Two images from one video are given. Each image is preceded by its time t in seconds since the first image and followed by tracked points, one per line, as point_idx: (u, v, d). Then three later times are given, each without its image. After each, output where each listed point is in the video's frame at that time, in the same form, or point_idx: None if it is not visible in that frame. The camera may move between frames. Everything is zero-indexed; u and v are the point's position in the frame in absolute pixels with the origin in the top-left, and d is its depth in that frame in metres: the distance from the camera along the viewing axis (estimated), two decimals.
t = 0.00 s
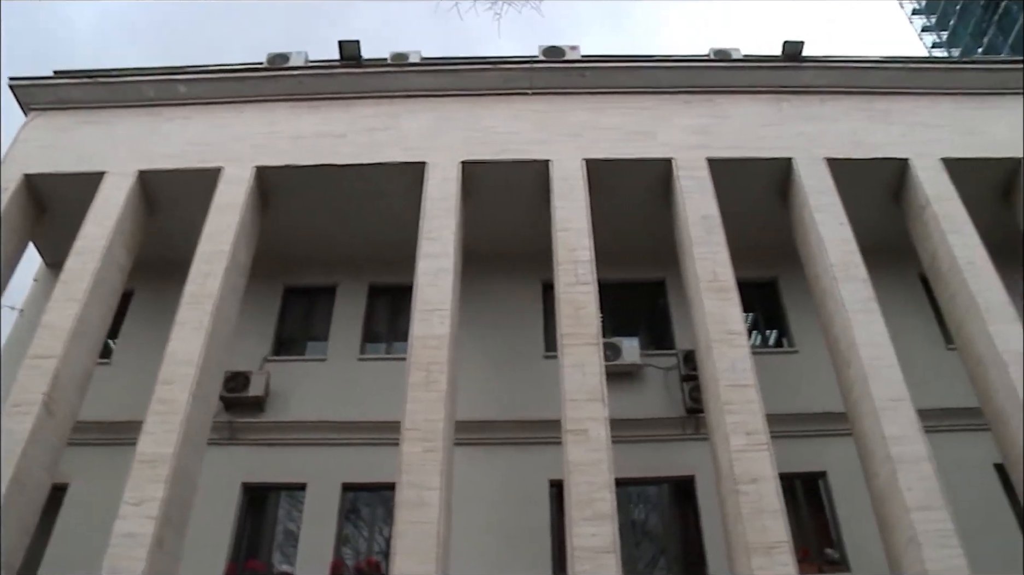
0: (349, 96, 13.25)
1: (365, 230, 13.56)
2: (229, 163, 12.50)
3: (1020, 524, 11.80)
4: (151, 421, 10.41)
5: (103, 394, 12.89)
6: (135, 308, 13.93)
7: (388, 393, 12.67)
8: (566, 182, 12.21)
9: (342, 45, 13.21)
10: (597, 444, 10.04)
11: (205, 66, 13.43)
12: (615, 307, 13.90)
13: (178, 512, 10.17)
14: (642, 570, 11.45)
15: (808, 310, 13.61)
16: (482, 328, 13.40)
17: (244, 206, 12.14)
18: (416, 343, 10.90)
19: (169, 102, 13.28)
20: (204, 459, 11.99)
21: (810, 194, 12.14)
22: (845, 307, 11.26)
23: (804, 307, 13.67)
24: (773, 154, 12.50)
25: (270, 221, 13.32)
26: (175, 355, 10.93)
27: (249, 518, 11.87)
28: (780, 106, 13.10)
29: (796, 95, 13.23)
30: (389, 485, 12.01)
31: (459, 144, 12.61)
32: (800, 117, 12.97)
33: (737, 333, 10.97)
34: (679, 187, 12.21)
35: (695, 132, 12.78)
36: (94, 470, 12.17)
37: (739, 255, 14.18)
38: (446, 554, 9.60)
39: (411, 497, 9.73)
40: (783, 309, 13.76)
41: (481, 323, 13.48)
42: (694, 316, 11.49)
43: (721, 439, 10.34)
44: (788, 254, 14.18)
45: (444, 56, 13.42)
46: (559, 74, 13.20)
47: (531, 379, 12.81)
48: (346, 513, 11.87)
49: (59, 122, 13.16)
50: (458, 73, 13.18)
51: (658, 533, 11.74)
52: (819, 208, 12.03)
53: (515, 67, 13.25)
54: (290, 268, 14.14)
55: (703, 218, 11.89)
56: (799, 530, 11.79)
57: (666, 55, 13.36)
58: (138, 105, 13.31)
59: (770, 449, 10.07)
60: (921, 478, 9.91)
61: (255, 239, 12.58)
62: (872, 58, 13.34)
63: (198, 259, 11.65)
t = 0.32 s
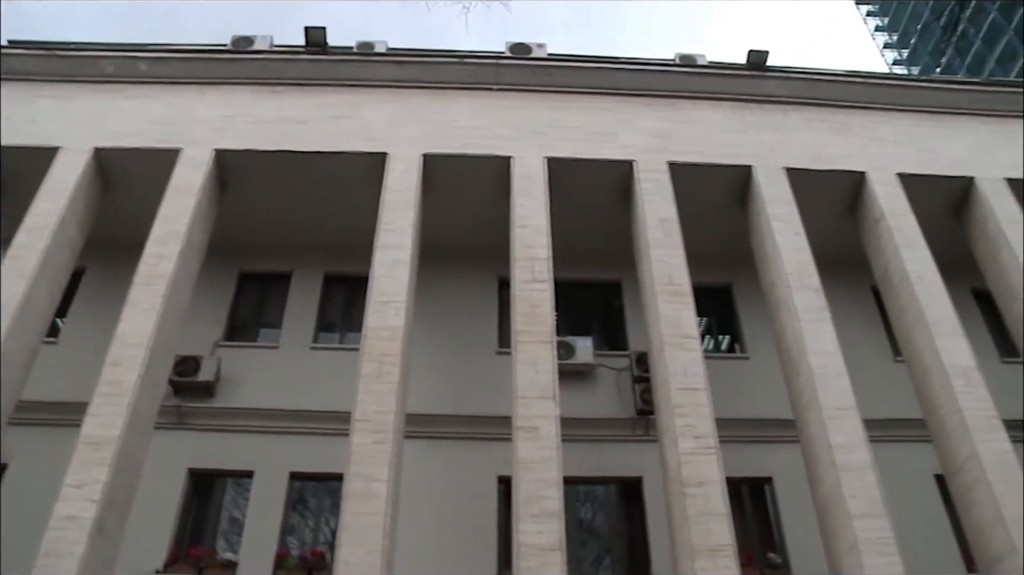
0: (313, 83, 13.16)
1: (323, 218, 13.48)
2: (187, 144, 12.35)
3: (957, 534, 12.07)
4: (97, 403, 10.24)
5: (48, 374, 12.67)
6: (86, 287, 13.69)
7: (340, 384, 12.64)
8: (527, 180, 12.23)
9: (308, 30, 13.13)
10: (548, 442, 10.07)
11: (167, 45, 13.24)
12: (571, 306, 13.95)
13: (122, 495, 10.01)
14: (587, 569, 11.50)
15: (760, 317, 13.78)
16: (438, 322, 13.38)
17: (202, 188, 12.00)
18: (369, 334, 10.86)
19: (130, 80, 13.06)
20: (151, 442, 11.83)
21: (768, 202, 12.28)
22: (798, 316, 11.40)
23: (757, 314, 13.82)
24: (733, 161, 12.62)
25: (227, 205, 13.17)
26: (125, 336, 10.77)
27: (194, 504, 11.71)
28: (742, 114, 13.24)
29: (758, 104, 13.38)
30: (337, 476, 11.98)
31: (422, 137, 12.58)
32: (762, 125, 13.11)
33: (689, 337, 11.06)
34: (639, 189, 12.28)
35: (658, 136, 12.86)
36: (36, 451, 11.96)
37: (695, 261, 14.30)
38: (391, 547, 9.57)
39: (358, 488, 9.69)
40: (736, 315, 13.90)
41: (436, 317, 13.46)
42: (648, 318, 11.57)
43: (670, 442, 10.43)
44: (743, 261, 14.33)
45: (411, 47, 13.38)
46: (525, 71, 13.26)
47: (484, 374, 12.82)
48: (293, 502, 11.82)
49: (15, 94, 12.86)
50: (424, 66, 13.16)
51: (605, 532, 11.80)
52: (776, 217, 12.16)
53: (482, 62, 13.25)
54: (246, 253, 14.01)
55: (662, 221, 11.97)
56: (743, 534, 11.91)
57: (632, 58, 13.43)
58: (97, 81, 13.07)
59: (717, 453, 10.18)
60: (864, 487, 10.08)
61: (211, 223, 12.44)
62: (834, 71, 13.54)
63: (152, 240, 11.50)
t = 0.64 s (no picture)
0: (276, 66, 13.03)
1: (281, 203, 13.39)
2: (144, 122, 12.14)
3: (896, 541, 12.31)
4: (40, 381, 9.98)
5: None
6: (34, 264, 13.40)
7: (291, 371, 12.58)
8: (487, 174, 12.23)
9: (273, 14, 12.97)
10: (497, 437, 10.09)
11: (128, 20, 13.00)
12: (527, 303, 13.98)
13: (62, 479, 9.73)
14: (531, 566, 11.53)
15: (713, 322, 13.93)
16: (392, 313, 13.33)
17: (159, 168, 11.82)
18: (321, 322, 10.79)
19: (87, 54, 12.80)
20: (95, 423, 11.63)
21: (725, 208, 12.39)
22: (750, 321, 11.53)
23: (710, 318, 13.97)
24: (693, 165, 12.73)
25: (184, 186, 12.98)
26: (72, 314, 10.53)
27: (137, 487, 11.55)
28: (705, 119, 13.35)
29: (720, 110, 13.50)
30: (285, 464, 11.94)
31: (384, 127, 12.52)
32: (723, 131, 13.24)
33: (642, 338, 11.14)
34: (599, 189, 12.33)
35: (620, 137, 12.93)
36: None
37: (651, 263, 14.41)
38: (336, 538, 9.52)
39: (305, 476, 9.62)
40: (690, 319, 14.04)
41: (391, 307, 13.42)
42: (602, 318, 11.64)
43: (618, 442, 10.49)
44: (698, 265, 14.48)
45: (377, 36, 13.30)
46: (490, 66, 13.25)
47: (437, 367, 12.82)
48: (239, 489, 11.73)
49: None
50: (389, 55, 13.09)
51: (551, 529, 11.85)
52: (732, 223, 12.28)
53: (447, 54, 13.21)
54: (201, 236, 13.84)
55: (620, 222, 12.03)
56: (688, 536, 12.01)
57: (598, 58, 13.47)
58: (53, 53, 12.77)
59: (666, 455, 10.26)
60: (809, 492, 10.22)
61: (167, 203, 12.26)
62: (796, 81, 13.70)
63: (105, 218, 11.29)
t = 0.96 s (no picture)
0: (237, 46, 12.89)
1: (236, 185, 13.27)
2: (100, 95, 11.89)
3: (833, 545, 12.54)
4: None
5: None
6: None
7: (239, 355, 12.49)
8: (447, 165, 12.20)
9: None
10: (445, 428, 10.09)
11: None
12: (480, 295, 13.97)
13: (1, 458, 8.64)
14: (474, 558, 11.53)
15: (664, 323, 14.06)
16: (344, 300, 13.26)
17: (114, 143, 11.59)
18: (272, 307, 10.69)
19: (43, 22, 12.51)
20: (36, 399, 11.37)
21: (682, 210, 12.51)
22: (701, 323, 11.65)
23: (661, 319, 14.11)
24: (651, 166, 12.83)
25: (138, 162, 12.78)
26: (16, 287, 9.98)
27: (76, 467, 11.32)
28: (665, 121, 13.46)
29: (681, 113, 13.63)
30: (230, 448, 11.85)
31: (345, 112, 12.44)
32: (683, 134, 13.36)
33: (594, 335, 11.21)
34: (558, 185, 12.36)
35: (581, 134, 12.98)
36: None
37: (606, 262, 14.51)
38: (278, 524, 9.45)
39: (250, 461, 9.53)
40: (642, 319, 14.15)
41: (344, 294, 13.34)
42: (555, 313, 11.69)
43: (565, 439, 10.54)
44: (652, 266, 14.62)
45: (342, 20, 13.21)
46: (455, 57, 13.23)
47: (387, 356, 12.79)
48: (182, 472, 11.59)
49: None
50: (353, 41, 13.02)
51: (495, 522, 11.87)
52: (688, 225, 12.40)
53: (412, 43, 13.17)
54: (153, 214, 13.63)
55: (576, 219, 12.09)
56: (631, 534, 12.09)
57: (562, 54, 13.52)
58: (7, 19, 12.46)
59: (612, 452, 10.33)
60: (752, 495, 10.36)
61: (120, 179, 12.03)
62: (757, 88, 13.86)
63: (56, 191, 10.88)
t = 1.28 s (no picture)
0: (202, 21, 12.73)
1: (195, 162, 13.13)
2: (58, 64, 11.65)
3: (778, 542, 12.71)
4: None
5: None
6: None
7: (191, 334, 12.38)
8: (409, 151, 12.16)
9: None
10: (396, 415, 10.07)
11: None
12: (438, 283, 13.95)
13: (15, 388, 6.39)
14: (422, 546, 11.52)
15: (620, 318, 14.16)
16: (300, 283, 13.17)
17: (71, 114, 11.36)
18: (227, 286, 10.58)
19: None
20: None
21: (642, 207, 12.60)
22: (657, 319, 11.74)
23: (618, 314, 14.20)
24: (613, 161, 12.90)
25: (96, 135, 12.59)
26: None
27: (19, 444, 11.05)
28: (629, 117, 13.53)
29: (645, 110, 13.71)
30: (179, 428, 11.75)
31: (308, 94, 12.35)
32: (646, 131, 13.44)
33: (550, 327, 11.24)
34: (519, 176, 12.38)
35: (545, 126, 13.01)
36: None
37: (564, 255, 14.56)
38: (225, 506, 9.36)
39: (199, 442, 9.44)
40: (598, 313, 14.22)
41: (301, 278, 13.24)
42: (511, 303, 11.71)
43: (516, 430, 10.55)
44: (610, 260, 14.70)
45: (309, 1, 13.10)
46: (422, 43, 13.18)
47: (341, 341, 12.74)
48: (129, 451, 11.44)
49: None
50: (319, 22, 12.92)
51: (444, 511, 11.87)
52: (648, 221, 12.48)
53: (378, 27, 13.11)
54: (109, 188, 13.41)
55: (537, 210, 12.12)
56: (579, 526, 12.16)
57: (529, 45, 13.54)
58: None
59: (563, 444, 10.38)
60: (701, 491, 10.46)
61: (76, 151, 11.81)
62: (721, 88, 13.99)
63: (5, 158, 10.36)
